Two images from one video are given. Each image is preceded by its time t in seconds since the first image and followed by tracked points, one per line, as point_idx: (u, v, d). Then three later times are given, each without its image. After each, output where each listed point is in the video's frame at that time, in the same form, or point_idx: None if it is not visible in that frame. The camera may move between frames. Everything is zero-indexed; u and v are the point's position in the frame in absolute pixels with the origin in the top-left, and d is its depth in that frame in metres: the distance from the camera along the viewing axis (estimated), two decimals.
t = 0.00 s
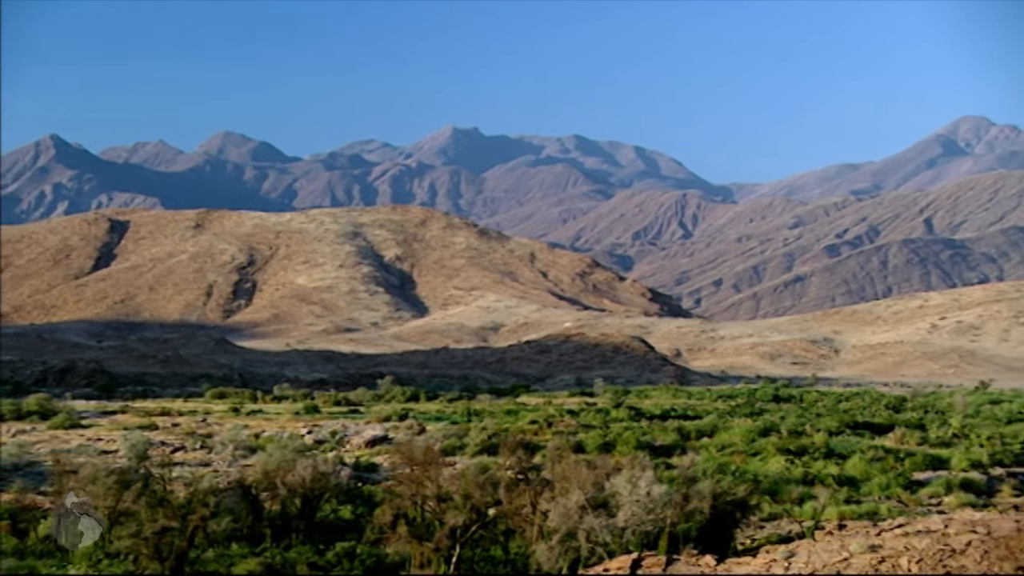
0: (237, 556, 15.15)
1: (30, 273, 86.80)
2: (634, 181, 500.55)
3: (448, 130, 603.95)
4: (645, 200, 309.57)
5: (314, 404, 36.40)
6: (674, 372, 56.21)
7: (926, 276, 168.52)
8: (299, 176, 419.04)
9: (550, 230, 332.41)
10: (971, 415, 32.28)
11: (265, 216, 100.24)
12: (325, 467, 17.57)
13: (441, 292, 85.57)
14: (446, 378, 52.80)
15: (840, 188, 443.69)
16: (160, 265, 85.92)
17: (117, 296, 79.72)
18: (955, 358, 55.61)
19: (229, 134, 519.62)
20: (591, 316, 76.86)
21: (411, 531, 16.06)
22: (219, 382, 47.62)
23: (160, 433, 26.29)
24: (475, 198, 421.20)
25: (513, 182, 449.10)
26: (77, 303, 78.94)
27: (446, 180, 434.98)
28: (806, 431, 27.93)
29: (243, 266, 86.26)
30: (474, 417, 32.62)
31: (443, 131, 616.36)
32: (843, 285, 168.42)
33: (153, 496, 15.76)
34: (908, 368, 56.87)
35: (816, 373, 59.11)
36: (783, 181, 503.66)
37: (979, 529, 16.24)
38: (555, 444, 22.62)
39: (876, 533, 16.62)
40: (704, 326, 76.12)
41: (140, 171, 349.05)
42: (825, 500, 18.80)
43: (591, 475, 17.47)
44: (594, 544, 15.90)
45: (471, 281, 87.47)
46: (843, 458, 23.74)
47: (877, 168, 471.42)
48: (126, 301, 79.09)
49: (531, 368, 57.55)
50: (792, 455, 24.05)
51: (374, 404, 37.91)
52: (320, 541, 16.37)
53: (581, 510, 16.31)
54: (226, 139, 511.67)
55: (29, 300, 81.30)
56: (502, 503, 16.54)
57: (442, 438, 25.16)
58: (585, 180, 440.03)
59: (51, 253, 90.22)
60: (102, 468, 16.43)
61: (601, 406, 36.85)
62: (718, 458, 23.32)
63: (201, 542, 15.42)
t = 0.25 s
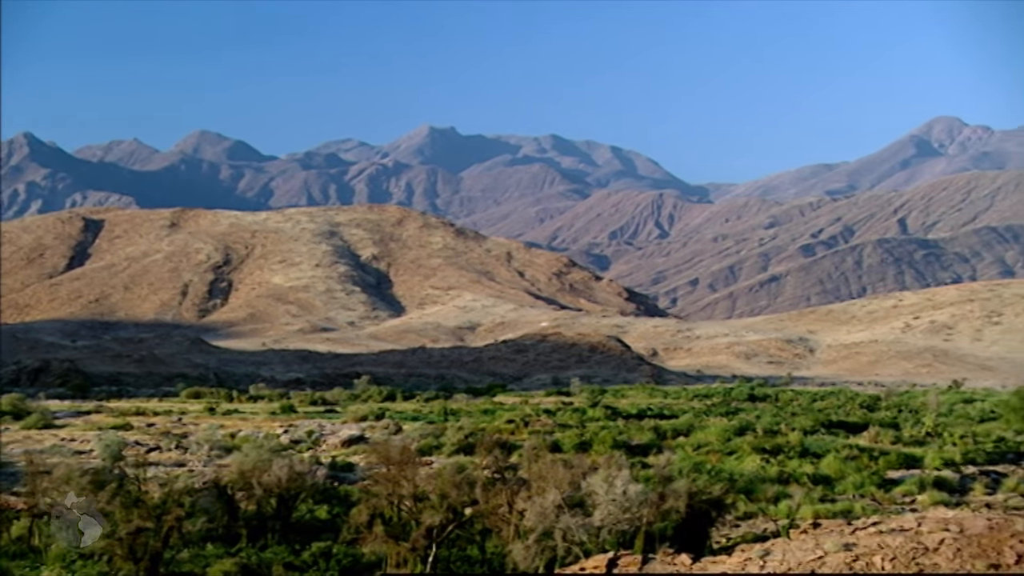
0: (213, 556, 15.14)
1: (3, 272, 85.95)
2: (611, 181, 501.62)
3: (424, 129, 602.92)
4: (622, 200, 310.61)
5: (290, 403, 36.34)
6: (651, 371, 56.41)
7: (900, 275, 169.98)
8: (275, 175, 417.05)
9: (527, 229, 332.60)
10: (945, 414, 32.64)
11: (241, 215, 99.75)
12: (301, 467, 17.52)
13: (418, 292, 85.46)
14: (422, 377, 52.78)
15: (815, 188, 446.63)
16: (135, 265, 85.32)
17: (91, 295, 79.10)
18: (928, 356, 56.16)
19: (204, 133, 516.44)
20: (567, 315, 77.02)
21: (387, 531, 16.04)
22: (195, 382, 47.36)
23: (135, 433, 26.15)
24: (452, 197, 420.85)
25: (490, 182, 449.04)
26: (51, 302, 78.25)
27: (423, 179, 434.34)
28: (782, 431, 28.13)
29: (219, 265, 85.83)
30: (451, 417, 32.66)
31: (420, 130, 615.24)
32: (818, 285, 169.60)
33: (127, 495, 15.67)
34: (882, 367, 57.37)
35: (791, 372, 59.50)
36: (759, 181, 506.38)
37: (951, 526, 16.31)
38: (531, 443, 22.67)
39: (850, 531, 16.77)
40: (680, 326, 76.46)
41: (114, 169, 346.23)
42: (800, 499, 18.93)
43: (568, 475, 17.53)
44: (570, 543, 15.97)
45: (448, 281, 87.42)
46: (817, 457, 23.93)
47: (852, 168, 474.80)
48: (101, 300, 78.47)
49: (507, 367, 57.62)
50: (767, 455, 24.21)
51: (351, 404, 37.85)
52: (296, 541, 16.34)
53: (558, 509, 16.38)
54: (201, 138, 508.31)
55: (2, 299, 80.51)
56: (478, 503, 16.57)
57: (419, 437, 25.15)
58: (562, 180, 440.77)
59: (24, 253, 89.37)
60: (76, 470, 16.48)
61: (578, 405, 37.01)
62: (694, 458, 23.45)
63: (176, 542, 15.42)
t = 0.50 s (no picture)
0: (190, 557, 15.15)
1: None
2: (589, 180, 502.55)
3: (403, 129, 601.67)
4: (601, 199, 311.39)
5: (268, 403, 36.23)
6: (629, 370, 56.62)
7: (877, 275, 171.33)
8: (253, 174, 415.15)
9: (507, 229, 332.70)
10: (921, 413, 32.98)
11: (219, 214, 99.23)
12: (279, 466, 17.45)
13: (396, 291, 85.35)
14: (401, 377, 52.74)
15: (792, 188, 449.30)
16: (112, 264, 84.72)
17: (68, 295, 78.49)
18: (904, 356, 56.65)
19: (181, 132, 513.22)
20: (546, 315, 77.14)
21: (366, 530, 16.05)
22: (172, 382, 47.11)
23: (112, 433, 26.01)
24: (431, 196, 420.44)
25: (469, 181, 448.95)
26: (26, 302, 77.57)
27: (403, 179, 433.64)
28: (759, 430, 28.33)
29: (197, 264, 85.37)
30: (430, 417, 32.66)
31: (398, 129, 613.99)
32: (796, 285, 170.65)
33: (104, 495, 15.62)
34: (859, 367, 57.86)
35: (769, 371, 59.87)
36: (736, 181, 509.30)
37: (927, 525, 16.47)
38: (510, 443, 22.72)
39: (827, 530, 16.93)
40: (658, 325, 76.75)
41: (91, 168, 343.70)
42: (777, 498, 19.08)
43: (546, 475, 17.61)
44: (548, 543, 16.05)
45: (426, 281, 87.36)
46: (795, 457, 24.11)
47: (829, 168, 477.87)
48: (78, 300, 77.89)
49: (486, 367, 57.67)
50: (745, 454, 24.38)
51: (329, 404, 37.78)
52: (274, 542, 16.34)
53: (536, 509, 16.44)
54: (178, 137, 505.15)
55: None
56: (458, 502, 16.61)
57: (398, 437, 25.16)
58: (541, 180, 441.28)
59: None
60: (52, 469, 16.10)
61: (556, 405, 37.13)
62: (672, 457, 23.58)
63: (154, 543, 15.42)
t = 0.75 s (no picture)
0: (166, 557, 15.12)
1: None
2: (567, 180, 503.37)
3: (381, 128, 600.26)
4: (580, 199, 312.09)
5: (245, 403, 36.08)
6: (607, 369, 56.78)
7: (853, 275, 172.70)
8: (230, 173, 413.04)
9: (485, 228, 332.73)
10: (896, 412, 33.32)
11: (195, 213, 98.67)
12: (256, 466, 17.40)
13: (374, 291, 85.18)
14: (379, 376, 52.67)
15: (769, 188, 451.86)
16: (87, 263, 84.05)
17: (42, 294, 77.80)
18: (880, 355, 57.13)
19: (157, 131, 509.76)
20: (524, 314, 77.24)
21: (344, 531, 16.05)
22: (149, 381, 46.83)
23: (87, 433, 25.86)
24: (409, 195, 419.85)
25: (448, 181, 448.60)
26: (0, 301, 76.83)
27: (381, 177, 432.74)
28: (736, 429, 28.53)
29: (173, 263, 84.83)
30: (407, 416, 32.64)
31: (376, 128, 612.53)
32: (773, 284, 171.69)
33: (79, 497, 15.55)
34: (835, 366, 58.33)
35: (746, 371, 60.22)
36: (714, 181, 511.56)
37: (903, 523, 16.62)
38: (488, 442, 22.76)
39: (804, 528, 17.07)
40: (636, 325, 77.02)
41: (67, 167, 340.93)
42: (754, 497, 19.23)
43: (524, 474, 17.67)
44: (526, 542, 16.10)
45: (404, 280, 87.23)
46: (771, 456, 24.29)
47: (805, 168, 481.04)
48: (52, 299, 77.21)
49: (464, 366, 57.68)
50: (722, 453, 24.55)
51: (307, 404, 37.69)
52: (250, 542, 16.32)
53: (515, 508, 16.49)
54: (154, 135, 501.75)
55: None
56: (435, 502, 16.64)
57: (376, 436, 25.15)
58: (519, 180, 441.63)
59: None
60: (26, 470, 15.91)
61: (534, 404, 37.23)
62: (650, 456, 23.71)
63: (129, 543, 15.39)
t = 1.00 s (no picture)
0: (145, 558, 15.08)
1: None
2: (548, 179, 503.94)
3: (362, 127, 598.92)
4: (561, 199, 312.65)
5: (225, 403, 35.94)
6: (588, 369, 56.90)
7: (832, 275, 173.86)
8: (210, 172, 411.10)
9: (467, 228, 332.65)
10: (874, 411, 33.60)
11: (175, 213, 98.15)
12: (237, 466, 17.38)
13: (355, 290, 85.01)
14: (359, 376, 52.59)
15: (749, 188, 454.03)
16: (66, 263, 83.43)
17: (20, 294, 77.19)
18: (859, 354, 57.52)
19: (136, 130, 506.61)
20: (505, 314, 77.31)
21: (324, 531, 16.07)
22: (128, 381, 46.59)
23: (66, 433, 25.71)
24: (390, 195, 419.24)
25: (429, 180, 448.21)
26: None
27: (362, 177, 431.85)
28: (716, 428, 28.68)
29: (153, 263, 84.29)
30: (387, 416, 32.59)
31: (357, 128, 611.22)
32: (752, 284, 172.56)
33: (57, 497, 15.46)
34: (814, 366, 58.67)
35: (725, 370, 60.50)
36: (694, 181, 513.44)
37: (881, 522, 16.77)
38: (469, 441, 22.81)
39: (783, 528, 17.19)
40: (617, 325, 77.21)
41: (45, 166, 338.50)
42: (733, 496, 19.36)
43: (504, 474, 17.74)
44: (506, 542, 16.14)
45: (385, 280, 87.10)
46: (751, 455, 24.46)
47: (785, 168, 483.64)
48: (31, 299, 76.62)
49: (445, 366, 57.68)
50: (702, 452, 24.72)
51: (287, 403, 37.60)
52: (230, 542, 16.29)
53: (495, 508, 16.56)
54: (133, 134, 498.68)
55: None
56: (416, 502, 16.67)
57: (357, 436, 25.14)
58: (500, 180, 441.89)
59: None
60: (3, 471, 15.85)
61: (514, 404, 37.29)
62: (630, 455, 23.84)
63: (108, 545, 15.34)
